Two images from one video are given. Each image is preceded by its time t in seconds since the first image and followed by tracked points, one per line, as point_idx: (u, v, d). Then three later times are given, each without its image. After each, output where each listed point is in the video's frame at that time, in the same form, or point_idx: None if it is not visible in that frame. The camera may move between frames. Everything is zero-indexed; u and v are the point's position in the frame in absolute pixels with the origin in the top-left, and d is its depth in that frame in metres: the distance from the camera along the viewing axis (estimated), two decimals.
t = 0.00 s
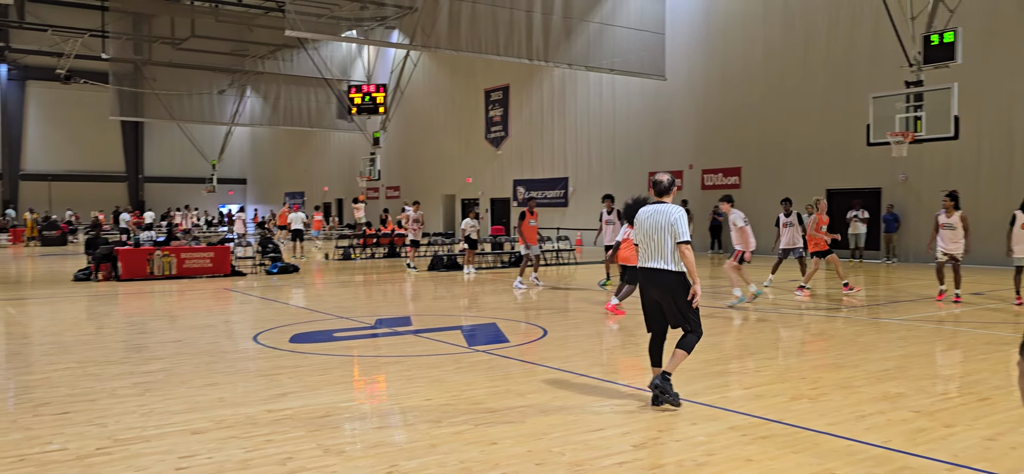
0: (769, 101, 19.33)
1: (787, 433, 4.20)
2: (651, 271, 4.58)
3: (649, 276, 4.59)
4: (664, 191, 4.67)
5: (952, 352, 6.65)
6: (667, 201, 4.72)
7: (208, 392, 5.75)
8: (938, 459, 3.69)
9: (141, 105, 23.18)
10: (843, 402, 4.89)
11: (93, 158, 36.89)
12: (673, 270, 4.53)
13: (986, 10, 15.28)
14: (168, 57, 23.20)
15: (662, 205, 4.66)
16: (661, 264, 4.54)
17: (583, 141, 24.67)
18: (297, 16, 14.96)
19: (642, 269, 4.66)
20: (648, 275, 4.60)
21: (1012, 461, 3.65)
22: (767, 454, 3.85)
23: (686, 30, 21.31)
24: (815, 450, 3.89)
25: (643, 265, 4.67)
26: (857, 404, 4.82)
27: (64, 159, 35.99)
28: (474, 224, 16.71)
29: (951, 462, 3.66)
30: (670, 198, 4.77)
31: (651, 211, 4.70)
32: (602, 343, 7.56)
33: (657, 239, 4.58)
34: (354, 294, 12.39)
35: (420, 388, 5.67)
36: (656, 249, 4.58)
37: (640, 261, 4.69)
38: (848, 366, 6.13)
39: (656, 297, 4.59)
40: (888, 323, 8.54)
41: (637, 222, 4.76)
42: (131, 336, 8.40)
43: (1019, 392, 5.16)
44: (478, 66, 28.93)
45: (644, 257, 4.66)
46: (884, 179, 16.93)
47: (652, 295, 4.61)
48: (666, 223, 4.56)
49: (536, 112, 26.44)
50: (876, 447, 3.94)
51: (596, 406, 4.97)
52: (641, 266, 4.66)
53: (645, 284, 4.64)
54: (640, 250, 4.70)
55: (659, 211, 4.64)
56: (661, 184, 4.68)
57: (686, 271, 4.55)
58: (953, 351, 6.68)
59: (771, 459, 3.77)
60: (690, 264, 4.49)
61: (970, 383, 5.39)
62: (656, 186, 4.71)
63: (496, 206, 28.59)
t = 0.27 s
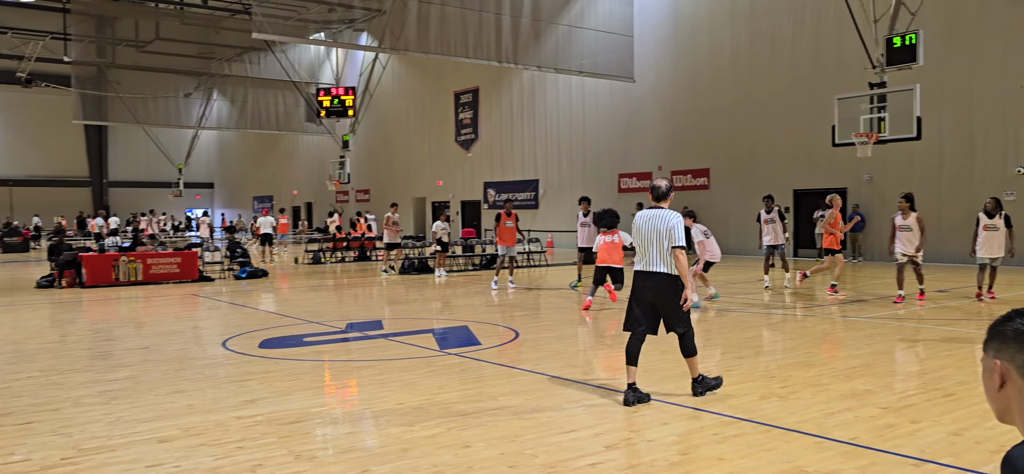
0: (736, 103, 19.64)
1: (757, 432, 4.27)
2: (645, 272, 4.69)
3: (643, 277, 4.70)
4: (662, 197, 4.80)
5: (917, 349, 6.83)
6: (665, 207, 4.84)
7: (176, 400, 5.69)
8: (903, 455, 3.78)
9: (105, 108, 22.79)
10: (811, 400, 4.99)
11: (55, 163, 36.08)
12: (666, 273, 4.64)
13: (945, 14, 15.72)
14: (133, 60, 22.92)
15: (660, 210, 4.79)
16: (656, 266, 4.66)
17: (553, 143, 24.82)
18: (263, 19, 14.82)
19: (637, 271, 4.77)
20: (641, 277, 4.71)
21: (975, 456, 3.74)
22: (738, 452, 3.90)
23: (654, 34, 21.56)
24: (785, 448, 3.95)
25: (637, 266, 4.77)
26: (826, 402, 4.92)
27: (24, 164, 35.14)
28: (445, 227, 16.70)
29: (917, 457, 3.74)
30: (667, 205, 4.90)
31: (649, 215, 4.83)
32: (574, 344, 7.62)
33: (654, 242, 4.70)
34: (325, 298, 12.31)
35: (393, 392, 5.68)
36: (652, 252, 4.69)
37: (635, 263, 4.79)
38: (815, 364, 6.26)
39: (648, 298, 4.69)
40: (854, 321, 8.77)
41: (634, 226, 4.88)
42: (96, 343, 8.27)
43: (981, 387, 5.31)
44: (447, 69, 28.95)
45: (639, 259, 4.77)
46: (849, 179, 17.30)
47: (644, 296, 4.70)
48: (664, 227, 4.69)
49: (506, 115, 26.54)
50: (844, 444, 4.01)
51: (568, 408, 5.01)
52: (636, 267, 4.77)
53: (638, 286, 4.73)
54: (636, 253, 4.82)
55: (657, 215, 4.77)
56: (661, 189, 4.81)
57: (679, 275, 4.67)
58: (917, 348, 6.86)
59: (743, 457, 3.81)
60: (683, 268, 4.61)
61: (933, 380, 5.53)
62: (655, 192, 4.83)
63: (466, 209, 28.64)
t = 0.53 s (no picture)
0: (712, 105, 19.86)
1: (735, 431, 4.34)
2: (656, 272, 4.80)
3: (654, 276, 4.81)
4: (673, 196, 4.86)
5: (890, 347, 6.98)
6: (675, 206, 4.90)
7: (152, 407, 5.63)
8: (878, 452, 3.86)
9: (77, 113, 22.38)
10: (788, 400, 5.08)
11: (25, 168, 35.45)
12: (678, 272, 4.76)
13: (915, 16, 16.04)
14: (106, 64, 22.66)
15: (671, 210, 4.85)
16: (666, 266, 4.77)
17: (531, 145, 24.92)
18: (238, 21, 14.73)
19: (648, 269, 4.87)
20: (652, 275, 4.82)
21: (949, 452, 3.83)
22: (717, 452, 3.95)
23: (630, 37, 21.73)
24: (764, 447, 4.00)
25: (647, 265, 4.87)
26: (803, 401, 5.01)
27: None
28: (424, 230, 16.69)
29: (893, 454, 3.82)
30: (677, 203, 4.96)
31: (659, 214, 4.89)
32: (553, 347, 7.68)
33: (664, 243, 4.78)
34: (303, 303, 12.25)
35: (372, 396, 5.68)
36: (663, 252, 4.79)
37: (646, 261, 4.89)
38: (791, 364, 6.37)
39: (659, 296, 4.82)
40: (830, 320, 8.93)
41: (644, 224, 4.95)
42: (69, 350, 8.16)
43: (954, 384, 5.43)
44: (425, 72, 28.96)
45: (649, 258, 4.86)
46: (824, 180, 17.54)
47: (655, 294, 4.83)
48: (674, 228, 4.75)
49: (484, 117, 26.60)
50: (820, 442, 4.08)
51: (549, 410, 5.05)
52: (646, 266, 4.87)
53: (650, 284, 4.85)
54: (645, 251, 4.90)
55: (667, 215, 4.83)
56: (671, 189, 4.85)
57: (689, 273, 4.79)
58: (890, 347, 7.00)
59: (722, 457, 3.86)
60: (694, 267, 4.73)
61: (907, 378, 5.65)
62: (666, 191, 4.87)
63: (444, 211, 28.64)
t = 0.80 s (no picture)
0: (692, 107, 20.02)
1: (716, 431, 4.39)
2: (661, 269, 4.91)
3: (658, 273, 4.92)
4: (675, 196, 5.01)
5: (868, 346, 7.09)
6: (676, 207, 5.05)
7: (131, 414, 5.58)
8: (857, 451, 3.93)
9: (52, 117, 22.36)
10: (768, 400, 5.15)
11: None
12: (685, 270, 4.89)
13: (890, 19, 16.31)
14: (80, 67, 22.47)
15: (673, 210, 4.99)
16: (671, 263, 4.87)
17: (511, 147, 24.98)
18: (215, 24, 14.61)
19: (656, 268, 4.93)
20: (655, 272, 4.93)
21: (927, 449, 3.90)
22: (698, 453, 3.99)
23: (609, 40, 21.88)
24: (745, 447, 4.05)
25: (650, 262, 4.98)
26: (783, 401, 5.08)
27: None
28: (405, 234, 16.68)
29: (872, 452, 3.88)
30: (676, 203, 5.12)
31: (661, 213, 5.01)
32: (535, 349, 7.71)
33: (670, 240, 4.90)
34: (283, 308, 12.19)
35: (354, 401, 5.67)
36: (668, 249, 4.90)
37: (654, 260, 4.94)
38: (771, 364, 6.45)
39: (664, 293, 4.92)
40: (809, 320, 9.05)
41: (646, 223, 5.04)
42: (45, 358, 8.06)
43: (931, 382, 5.53)
44: (404, 75, 28.96)
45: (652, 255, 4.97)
46: (804, 181, 17.75)
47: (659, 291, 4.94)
48: (680, 226, 4.92)
49: (464, 120, 26.63)
50: (801, 441, 4.14)
51: (531, 413, 5.08)
52: (649, 263, 4.97)
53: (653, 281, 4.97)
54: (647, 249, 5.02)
55: (672, 215, 4.97)
56: (674, 190, 5.01)
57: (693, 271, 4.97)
58: (867, 346, 7.11)
59: (704, 457, 3.91)
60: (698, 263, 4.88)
61: (885, 377, 5.75)
62: (669, 192, 5.01)
63: (425, 215, 28.62)
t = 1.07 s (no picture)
0: (671, 110, 20.21)
1: (697, 432, 4.46)
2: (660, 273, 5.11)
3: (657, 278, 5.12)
4: (671, 203, 5.20)
5: (845, 346, 7.23)
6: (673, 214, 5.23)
7: (108, 421, 5.53)
8: (835, 450, 4.01)
9: (26, 121, 21.96)
10: (748, 400, 5.24)
11: None
12: (686, 273, 5.07)
13: (865, 23, 16.61)
14: (55, 71, 22.24)
15: (670, 216, 5.16)
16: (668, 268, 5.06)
17: (491, 150, 25.04)
18: (192, 28, 14.51)
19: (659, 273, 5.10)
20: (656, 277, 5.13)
21: (905, 447, 3.98)
22: (680, 454, 4.05)
23: (589, 43, 22.03)
24: (726, 448, 4.12)
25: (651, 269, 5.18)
26: (762, 402, 5.17)
27: None
28: (385, 238, 16.67)
29: (850, 451, 3.96)
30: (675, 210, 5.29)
31: (660, 220, 5.19)
32: (516, 353, 7.75)
33: (671, 246, 5.08)
34: (263, 313, 12.12)
35: (334, 406, 5.66)
36: (669, 255, 5.07)
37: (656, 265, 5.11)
38: (750, 365, 6.55)
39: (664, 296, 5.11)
40: (787, 321, 9.20)
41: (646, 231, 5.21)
42: (19, 366, 7.95)
43: (908, 382, 5.64)
44: (384, 79, 28.92)
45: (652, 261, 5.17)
46: (782, 183, 17.99)
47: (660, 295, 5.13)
48: (679, 231, 5.09)
49: (445, 123, 26.64)
50: (780, 441, 4.22)
51: (513, 416, 5.12)
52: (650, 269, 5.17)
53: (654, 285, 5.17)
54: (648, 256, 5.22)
55: (670, 221, 5.15)
56: (669, 197, 5.19)
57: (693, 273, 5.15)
58: (844, 347, 7.24)
59: (685, 458, 3.96)
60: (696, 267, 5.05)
61: (862, 377, 5.87)
62: (665, 200, 5.19)
63: (405, 218, 28.59)
